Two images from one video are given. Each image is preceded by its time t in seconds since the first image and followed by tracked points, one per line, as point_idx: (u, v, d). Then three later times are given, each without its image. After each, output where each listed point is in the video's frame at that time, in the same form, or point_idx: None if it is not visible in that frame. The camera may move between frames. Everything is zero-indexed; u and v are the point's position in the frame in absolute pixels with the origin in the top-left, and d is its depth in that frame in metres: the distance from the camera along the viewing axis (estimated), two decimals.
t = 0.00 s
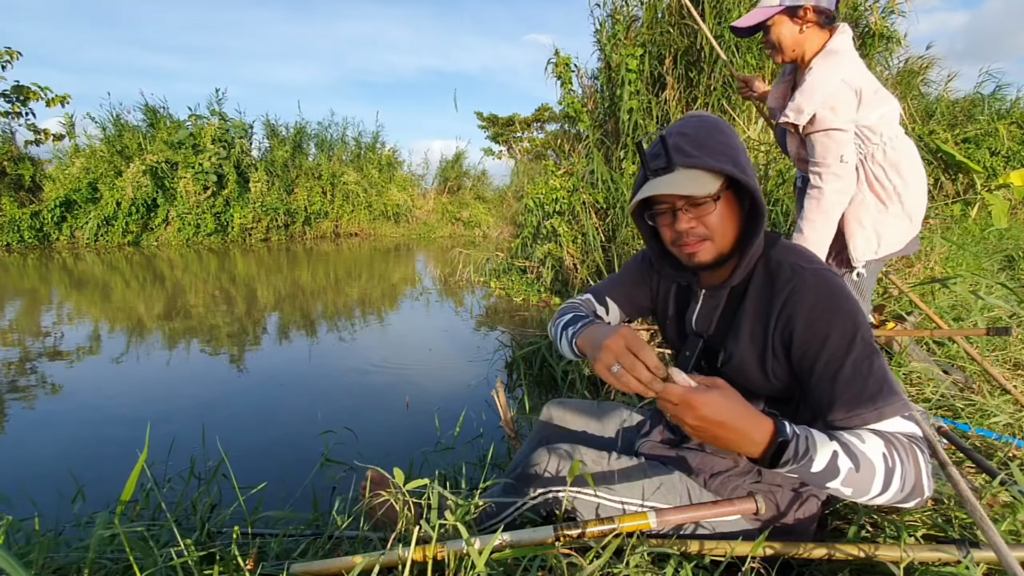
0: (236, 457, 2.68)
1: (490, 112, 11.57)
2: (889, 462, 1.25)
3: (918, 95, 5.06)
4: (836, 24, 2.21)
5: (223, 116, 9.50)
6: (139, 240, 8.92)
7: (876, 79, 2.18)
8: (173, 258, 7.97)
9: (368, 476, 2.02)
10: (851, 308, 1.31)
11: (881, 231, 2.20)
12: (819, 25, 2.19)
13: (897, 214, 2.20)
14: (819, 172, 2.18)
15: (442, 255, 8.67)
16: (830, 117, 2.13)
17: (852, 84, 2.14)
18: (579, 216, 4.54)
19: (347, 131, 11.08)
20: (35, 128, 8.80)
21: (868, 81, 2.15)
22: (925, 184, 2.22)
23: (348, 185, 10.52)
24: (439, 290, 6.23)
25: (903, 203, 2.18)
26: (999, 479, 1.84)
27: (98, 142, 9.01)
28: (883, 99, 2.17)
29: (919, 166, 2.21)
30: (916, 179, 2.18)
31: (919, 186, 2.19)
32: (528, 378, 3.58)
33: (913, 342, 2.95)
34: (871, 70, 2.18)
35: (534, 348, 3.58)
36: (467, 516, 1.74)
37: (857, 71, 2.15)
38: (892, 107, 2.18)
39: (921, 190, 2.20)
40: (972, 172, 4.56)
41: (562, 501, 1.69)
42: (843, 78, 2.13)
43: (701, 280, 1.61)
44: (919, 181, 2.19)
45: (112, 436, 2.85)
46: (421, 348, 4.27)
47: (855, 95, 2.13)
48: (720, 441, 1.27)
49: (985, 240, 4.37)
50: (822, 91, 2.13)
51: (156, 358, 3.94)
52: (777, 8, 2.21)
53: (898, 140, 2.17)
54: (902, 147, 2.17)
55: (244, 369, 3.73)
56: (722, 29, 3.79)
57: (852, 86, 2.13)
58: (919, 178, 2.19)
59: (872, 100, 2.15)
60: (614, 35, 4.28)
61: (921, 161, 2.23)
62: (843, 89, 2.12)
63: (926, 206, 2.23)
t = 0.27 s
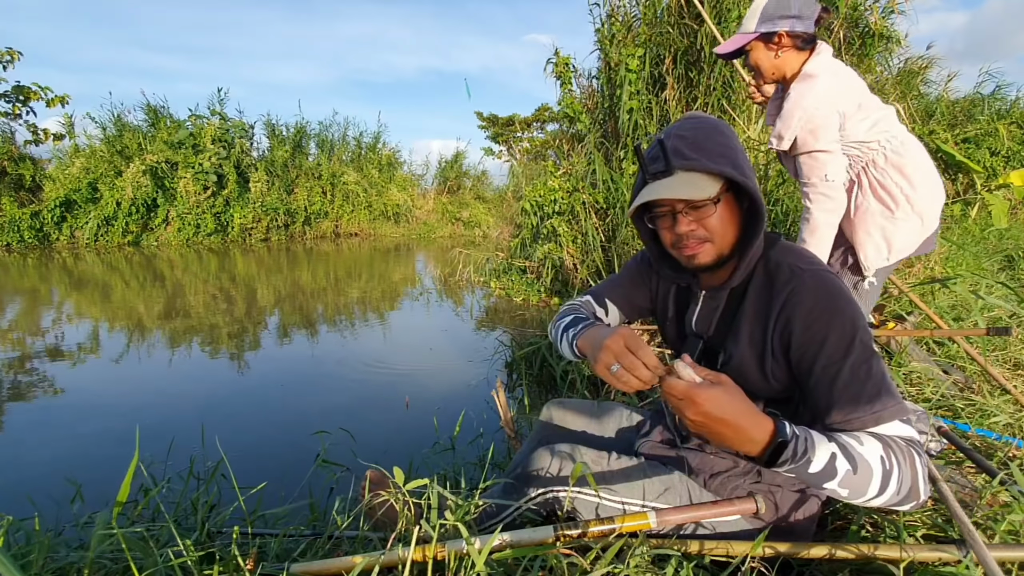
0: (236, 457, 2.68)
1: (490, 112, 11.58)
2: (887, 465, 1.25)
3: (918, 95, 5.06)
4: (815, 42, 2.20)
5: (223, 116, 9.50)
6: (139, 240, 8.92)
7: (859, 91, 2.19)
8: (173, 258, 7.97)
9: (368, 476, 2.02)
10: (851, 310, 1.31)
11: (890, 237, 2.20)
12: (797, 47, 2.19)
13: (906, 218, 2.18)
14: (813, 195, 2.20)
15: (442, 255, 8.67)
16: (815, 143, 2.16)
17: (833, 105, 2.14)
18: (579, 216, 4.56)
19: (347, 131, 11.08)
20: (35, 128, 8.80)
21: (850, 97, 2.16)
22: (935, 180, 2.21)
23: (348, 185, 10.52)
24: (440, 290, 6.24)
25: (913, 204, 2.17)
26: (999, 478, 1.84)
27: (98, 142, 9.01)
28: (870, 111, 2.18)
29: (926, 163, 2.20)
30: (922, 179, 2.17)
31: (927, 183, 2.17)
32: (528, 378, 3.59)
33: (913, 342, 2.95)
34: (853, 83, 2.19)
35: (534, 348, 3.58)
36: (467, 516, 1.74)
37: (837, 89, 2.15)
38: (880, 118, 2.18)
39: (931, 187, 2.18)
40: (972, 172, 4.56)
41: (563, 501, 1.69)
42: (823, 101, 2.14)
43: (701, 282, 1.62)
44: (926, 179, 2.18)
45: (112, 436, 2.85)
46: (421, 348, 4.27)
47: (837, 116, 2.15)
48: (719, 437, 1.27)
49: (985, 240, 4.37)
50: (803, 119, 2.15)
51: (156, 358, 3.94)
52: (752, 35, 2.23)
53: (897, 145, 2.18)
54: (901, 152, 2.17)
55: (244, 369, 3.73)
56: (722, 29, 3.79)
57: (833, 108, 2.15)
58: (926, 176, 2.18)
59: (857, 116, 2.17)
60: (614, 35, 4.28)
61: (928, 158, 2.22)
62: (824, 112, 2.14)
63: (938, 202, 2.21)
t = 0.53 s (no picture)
0: (236, 457, 2.68)
1: (490, 112, 11.58)
2: (889, 466, 1.25)
3: (919, 95, 5.05)
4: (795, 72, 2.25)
5: (223, 116, 9.50)
6: (139, 240, 8.92)
7: (849, 114, 2.21)
8: (173, 258, 7.97)
9: (368, 476, 2.02)
10: (853, 312, 1.31)
11: (902, 243, 2.19)
12: (779, 80, 2.25)
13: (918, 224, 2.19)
14: (801, 222, 2.23)
15: (442, 255, 8.67)
16: (804, 176, 2.20)
17: (820, 135, 2.18)
18: (581, 217, 4.52)
19: (348, 132, 11.08)
20: (35, 128, 8.80)
21: (839, 124, 2.19)
22: (946, 183, 2.20)
23: (348, 185, 10.52)
24: (440, 290, 6.24)
25: (925, 211, 2.18)
26: (999, 479, 1.84)
27: (98, 142, 9.01)
28: (861, 134, 2.22)
29: (932, 169, 2.20)
30: (931, 186, 2.17)
31: (935, 189, 2.17)
32: (528, 378, 3.59)
33: (913, 342, 2.95)
34: (841, 108, 2.21)
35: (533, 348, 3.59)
36: (466, 516, 1.74)
37: (824, 119, 2.19)
38: (870, 140, 2.23)
39: (942, 191, 2.18)
40: (971, 172, 4.56)
41: (563, 501, 1.69)
42: (810, 134, 2.18)
43: (702, 282, 1.62)
44: (934, 186, 2.18)
45: (112, 436, 2.85)
46: (421, 348, 4.27)
47: (827, 145, 2.18)
48: (720, 436, 1.27)
49: (985, 240, 4.37)
50: (793, 154, 2.20)
51: (157, 358, 3.94)
52: (733, 71, 2.32)
53: (895, 162, 2.21)
54: (900, 168, 2.20)
55: (244, 369, 3.73)
56: (722, 29, 3.79)
57: (822, 138, 2.18)
58: (934, 182, 2.18)
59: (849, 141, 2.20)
60: (614, 35, 4.28)
61: (934, 162, 2.21)
62: (812, 145, 2.18)
63: (952, 204, 2.20)
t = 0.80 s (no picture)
0: (236, 457, 2.68)
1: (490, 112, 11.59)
2: (888, 466, 1.26)
3: (918, 95, 5.05)
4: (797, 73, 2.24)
5: (223, 116, 9.50)
6: (139, 240, 8.93)
7: (848, 117, 2.20)
8: (173, 258, 7.97)
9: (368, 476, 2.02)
10: (853, 312, 1.31)
11: (908, 246, 2.19)
12: (781, 81, 2.24)
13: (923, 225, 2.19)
14: (798, 225, 2.23)
15: (442, 255, 8.68)
16: (803, 180, 2.19)
17: (819, 139, 2.18)
18: (580, 217, 4.54)
19: (348, 132, 11.09)
20: (35, 128, 8.80)
21: (838, 127, 2.19)
22: (947, 183, 2.20)
23: (348, 185, 10.52)
24: (440, 290, 6.24)
25: (930, 211, 2.17)
26: (999, 479, 1.84)
27: (98, 142, 9.01)
28: (860, 137, 2.22)
29: (932, 169, 2.21)
30: (933, 186, 2.18)
31: (937, 189, 2.18)
32: (528, 378, 3.59)
33: (913, 342, 2.95)
34: (841, 111, 2.20)
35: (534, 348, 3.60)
36: (467, 517, 1.74)
37: (824, 122, 2.18)
38: (869, 142, 2.22)
39: (945, 190, 2.19)
40: (971, 173, 4.56)
41: (563, 501, 1.69)
42: (810, 137, 2.17)
43: (702, 282, 1.62)
44: (936, 186, 2.18)
45: (112, 436, 2.84)
46: (421, 348, 4.27)
47: (826, 149, 2.18)
48: (718, 435, 1.27)
49: (985, 240, 4.38)
50: (792, 158, 2.20)
51: (157, 358, 3.94)
52: (735, 71, 2.31)
53: (895, 163, 2.22)
54: (899, 170, 2.21)
55: (244, 369, 3.74)
56: (722, 29, 3.78)
57: (820, 142, 2.18)
58: (935, 183, 2.19)
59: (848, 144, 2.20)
60: (614, 35, 4.28)
61: (933, 162, 2.22)
62: (811, 149, 2.18)
63: (954, 203, 2.21)
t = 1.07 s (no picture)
0: (236, 457, 2.68)
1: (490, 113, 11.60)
2: (891, 462, 1.25)
3: (918, 95, 5.05)
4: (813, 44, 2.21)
5: (223, 116, 9.50)
6: (139, 240, 8.92)
7: (854, 96, 2.21)
8: (174, 258, 7.97)
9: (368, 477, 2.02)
10: (853, 311, 1.31)
11: (891, 231, 2.21)
12: (796, 49, 2.20)
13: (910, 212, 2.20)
14: (786, 195, 2.25)
15: (442, 255, 8.68)
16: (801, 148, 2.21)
17: (823, 111, 2.18)
18: (580, 216, 4.54)
19: (347, 132, 11.09)
20: (35, 128, 8.80)
21: (842, 103, 2.19)
22: (940, 176, 2.21)
23: (348, 185, 10.52)
24: (440, 290, 6.24)
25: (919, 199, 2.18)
26: (999, 479, 1.84)
27: (98, 142, 9.01)
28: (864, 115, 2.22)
29: (928, 159, 2.22)
30: (925, 174, 2.19)
31: (930, 179, 2.19)
32: (528, 378, 3.59)
33: (913, 342, 2.95)
34: (847, 87, 2.21)
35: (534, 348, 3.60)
36: (467, 517, 1.74)
37: (829, 95, 2.18)
38: (873, 121, 2.22)
39: (937, 181, 2.20)
40: (971, 173, 4.56)
41: (563, 502, 1.69)
42: (813, 107, 2.18)
43: (702, 282, 1.62)
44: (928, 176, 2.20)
45: (112, 436, 2.84)
46: (421, 348, 4.27)
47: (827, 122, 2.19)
48: (721, 433, 1.27)
49: (985, 240, 4.38)
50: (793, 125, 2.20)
51: (157, 358, 3.94)
52: (750, 38, 2.26)
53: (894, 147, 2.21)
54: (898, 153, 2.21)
55: (244, 369, 3.74)
56: (721, 30, 3.75)
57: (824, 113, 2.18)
58: (930, 173, 2.20)
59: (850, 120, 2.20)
60: (613, 35, 4.28)
61: (930, 152, 2.22)
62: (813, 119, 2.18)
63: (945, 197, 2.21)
